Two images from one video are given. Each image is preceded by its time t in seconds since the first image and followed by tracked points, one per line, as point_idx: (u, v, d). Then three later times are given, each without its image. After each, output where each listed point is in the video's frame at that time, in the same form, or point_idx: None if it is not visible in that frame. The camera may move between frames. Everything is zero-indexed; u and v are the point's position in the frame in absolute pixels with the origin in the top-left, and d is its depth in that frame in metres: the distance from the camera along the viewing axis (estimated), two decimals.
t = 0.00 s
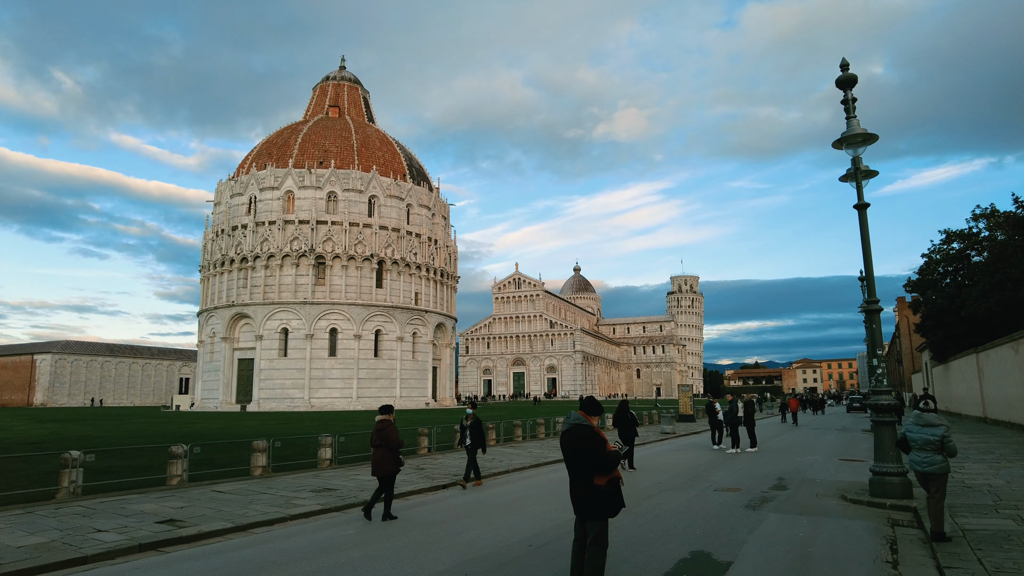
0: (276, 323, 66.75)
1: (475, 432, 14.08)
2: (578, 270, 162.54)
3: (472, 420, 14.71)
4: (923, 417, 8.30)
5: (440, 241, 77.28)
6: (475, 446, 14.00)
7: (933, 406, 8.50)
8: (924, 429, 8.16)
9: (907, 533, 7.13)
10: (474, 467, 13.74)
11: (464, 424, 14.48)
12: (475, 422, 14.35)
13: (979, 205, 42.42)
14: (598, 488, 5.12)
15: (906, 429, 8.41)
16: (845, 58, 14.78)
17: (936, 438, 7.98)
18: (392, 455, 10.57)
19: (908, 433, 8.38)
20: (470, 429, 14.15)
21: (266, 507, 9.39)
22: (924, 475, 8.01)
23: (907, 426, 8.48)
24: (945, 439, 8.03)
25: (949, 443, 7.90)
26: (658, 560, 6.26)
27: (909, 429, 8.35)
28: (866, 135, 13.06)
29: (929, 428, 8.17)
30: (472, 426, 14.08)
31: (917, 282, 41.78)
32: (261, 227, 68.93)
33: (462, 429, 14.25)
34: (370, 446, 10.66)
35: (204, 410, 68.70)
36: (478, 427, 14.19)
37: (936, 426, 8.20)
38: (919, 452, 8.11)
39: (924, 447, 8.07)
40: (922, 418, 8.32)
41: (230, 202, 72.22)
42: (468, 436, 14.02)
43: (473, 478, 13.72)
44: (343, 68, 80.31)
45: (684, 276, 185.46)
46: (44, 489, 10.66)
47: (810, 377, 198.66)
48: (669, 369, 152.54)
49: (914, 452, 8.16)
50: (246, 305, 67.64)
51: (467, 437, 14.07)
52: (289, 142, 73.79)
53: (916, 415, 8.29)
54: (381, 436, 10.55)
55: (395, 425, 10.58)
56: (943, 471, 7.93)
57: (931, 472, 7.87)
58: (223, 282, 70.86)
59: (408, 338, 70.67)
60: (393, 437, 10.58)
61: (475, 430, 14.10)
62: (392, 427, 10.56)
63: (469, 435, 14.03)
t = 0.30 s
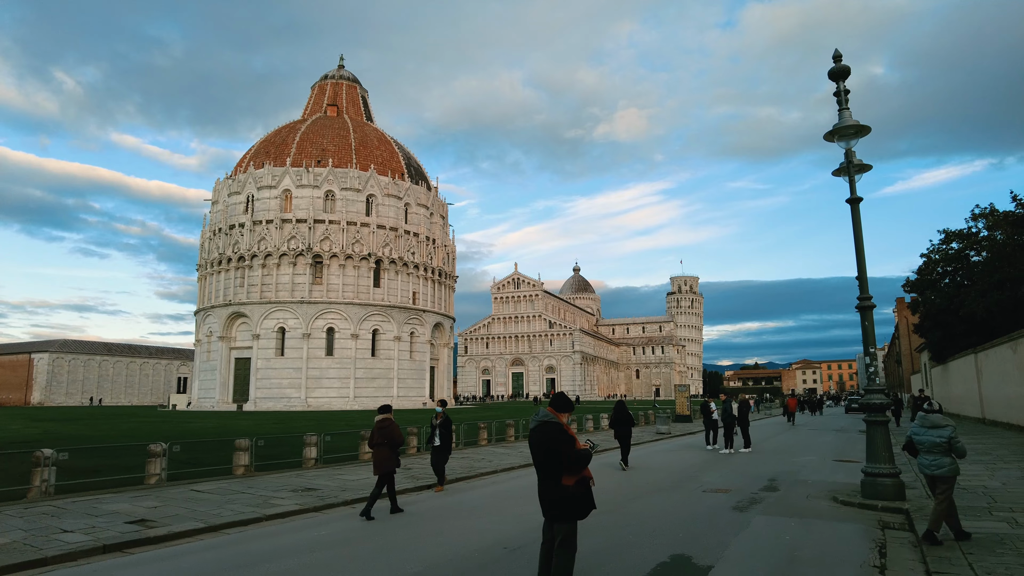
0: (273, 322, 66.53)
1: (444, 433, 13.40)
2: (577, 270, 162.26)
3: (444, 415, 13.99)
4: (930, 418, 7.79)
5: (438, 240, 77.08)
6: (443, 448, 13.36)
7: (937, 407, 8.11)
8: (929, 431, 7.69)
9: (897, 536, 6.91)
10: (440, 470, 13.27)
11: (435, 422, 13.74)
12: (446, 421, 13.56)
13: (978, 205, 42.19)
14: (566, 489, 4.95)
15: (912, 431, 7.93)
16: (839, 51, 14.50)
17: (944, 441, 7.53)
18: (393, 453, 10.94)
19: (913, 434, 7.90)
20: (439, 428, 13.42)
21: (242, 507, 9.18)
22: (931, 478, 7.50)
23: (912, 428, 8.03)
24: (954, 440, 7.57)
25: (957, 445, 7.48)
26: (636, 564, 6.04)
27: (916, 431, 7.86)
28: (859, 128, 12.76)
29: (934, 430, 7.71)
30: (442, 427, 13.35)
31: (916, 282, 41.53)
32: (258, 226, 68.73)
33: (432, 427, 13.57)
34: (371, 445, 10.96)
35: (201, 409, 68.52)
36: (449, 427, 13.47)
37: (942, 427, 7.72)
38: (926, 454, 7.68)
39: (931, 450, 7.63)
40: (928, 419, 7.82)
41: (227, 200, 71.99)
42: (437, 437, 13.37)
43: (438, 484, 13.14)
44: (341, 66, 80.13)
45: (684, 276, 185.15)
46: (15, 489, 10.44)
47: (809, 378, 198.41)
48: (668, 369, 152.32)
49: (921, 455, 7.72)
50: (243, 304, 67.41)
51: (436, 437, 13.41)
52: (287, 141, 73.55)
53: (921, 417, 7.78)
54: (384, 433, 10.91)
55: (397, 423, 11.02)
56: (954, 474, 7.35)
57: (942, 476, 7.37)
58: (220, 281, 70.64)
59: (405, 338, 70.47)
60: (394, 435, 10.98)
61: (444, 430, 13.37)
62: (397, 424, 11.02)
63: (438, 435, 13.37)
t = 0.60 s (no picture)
0: (260, 321, 65.99)
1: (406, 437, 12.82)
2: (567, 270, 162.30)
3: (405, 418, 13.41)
4: (915, 418, 7.63)
5: (427, 239, 76.68)
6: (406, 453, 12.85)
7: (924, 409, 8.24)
8: (918, 431, 7.50)
9: (876, 540, 6.74)
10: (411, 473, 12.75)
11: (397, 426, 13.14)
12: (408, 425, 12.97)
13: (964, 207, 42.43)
14: (526, 495, 4.85)
15: (899, 432, 7.75)
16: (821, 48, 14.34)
17: (932, 441, 7.33)
18: (384, 451, 11.27)
19: (901, 435, 7.72)
20: (401, 431, 12.86)
21: (209, 511, 8.94)
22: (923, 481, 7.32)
23: (900, 430, 7.82)
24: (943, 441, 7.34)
25: (946, 444, 7.27)
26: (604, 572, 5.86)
27: (904, 432, 7.66)
28: (840, 124, 12.55)
29: (922, 430, 7.53)
30: (403, 430, 12.78)
31: (902, 283, 41.82)
32: (246, 224, 68.19)
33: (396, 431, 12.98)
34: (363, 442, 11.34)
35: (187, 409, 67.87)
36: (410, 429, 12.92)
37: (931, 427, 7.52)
38: (916, 455, 7.50)
39: (922, 451, 7.36)
40: (915, 419, 7.65)
41: (214, 199, 71.34)
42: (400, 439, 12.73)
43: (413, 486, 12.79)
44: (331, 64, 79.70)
45: (674, 276, 185.59)
46: None
47: (798, 379, 199.43)
48: (658, 369, 152.62)
49: (910, 456, 7.54)
50: (229, 304, 66.84)
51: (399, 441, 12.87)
52: (275, 138, 72.98)
53: (910, 418, 7.58)
54: (372, 432, 11.20)
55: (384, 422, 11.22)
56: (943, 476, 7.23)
57: (936, 479, 7.22)
58: (207, 280, 70.01)
59: (394, 338, 70.12)
60: (383, 433, 11.24)
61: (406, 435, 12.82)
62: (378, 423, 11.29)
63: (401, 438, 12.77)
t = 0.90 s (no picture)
0: (242, 322, 65.30)
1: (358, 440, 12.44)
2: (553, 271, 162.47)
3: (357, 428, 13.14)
4: (897, 416, 7.31)
5: (411, 239, 76.32)
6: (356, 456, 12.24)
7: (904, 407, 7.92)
8: (899, 430, 7.19)
9: (844, 540, 6.67)
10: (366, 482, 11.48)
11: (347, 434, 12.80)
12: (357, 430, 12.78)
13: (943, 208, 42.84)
14: (471, 498, 4.78)
15: (878, 431, 7.42)
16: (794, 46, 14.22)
17: (914, 440, 7.08)
18: (368, 452, 11.39)
19: (879, 434, 7.39)
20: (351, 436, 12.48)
21: (169, 514, 8.69)
22: (900, 480, 7.09)
23: (878, 429, 7.49)
24: (925, 439, 7.13)
25: (928, 443, 7.05)
26: None
27: (883, 431, 7.32)
28: (811, 122, 12.42)
29: (903, 429, 7.22)
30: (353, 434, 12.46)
31: (883, 284, 42.18)
32: (228, 224, 67.47)
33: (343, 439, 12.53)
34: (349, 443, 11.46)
35: (167, 411, 66.98)
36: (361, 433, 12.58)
37: (911, 425, 7.28)
38: (897, 455, 7.18)
39: (902, 450, 7.11)
40: (895, 417, 7.33)
41: (196, 198, 70.52)
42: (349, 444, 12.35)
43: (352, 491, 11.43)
44: (314, 63, 79.16)
45: (659, 277, 186.36)
46: None
47: (782, 379, 200.80)
48: (643, 370, 153.12)
49: (890, 456, 7.22)
50: (211, 304, 66.07)
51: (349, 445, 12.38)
52: (258, 137, 72.32)
53: (890, 415, 7.28)
54: (358, 433, 11.37)
55: (371, 423, 11.42)
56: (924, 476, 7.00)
57: (915, 481, 6.97)
58: (188, 280, 69.18)
59: (378, 339, 69.70)
60: (368, 434, 11.45)
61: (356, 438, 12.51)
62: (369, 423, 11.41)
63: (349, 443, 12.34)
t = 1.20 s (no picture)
0: (234, 323, 64.96)
1: (317, 450, 10.99)
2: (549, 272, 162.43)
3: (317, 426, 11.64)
4: (890, 423, 6.92)
5: (405, 241, 76.08)
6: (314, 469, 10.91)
7: (894, 412, 7.61)
8: (893, 437, 6.81)
9: (823, 551, 6.52)
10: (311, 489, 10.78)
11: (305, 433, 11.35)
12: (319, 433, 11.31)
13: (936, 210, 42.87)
14: (423, 515, 4.78)
15: (869, 437, 7.02)
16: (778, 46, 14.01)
17: (908, 447, 6.71)
18: (361, 457, 11.04)
19: (870, 440, 7.00)
20: (311, 443, 11.00)
21: (138, 522, 8.49)
22: (892, 489, 6.71)
23: (869, 435, 7.07)
24: (918, 447, 6.76)
25: (921, 452, 6.69)
26: None
27: (876, 438, 6.93)
28: (794, 123, 12.16)
29: (897, 437, 6.84)
30: (313, 442, 10.95)
31: (875, 285, 42.23)
32: (220, 225, 67.13)
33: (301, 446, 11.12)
34: (340, 447, 11.07)
35: (159, 413, 66.57)
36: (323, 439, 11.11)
37: (905, 433, 6.89)
38: (887, 463, 6.80)
39: (894, 458, 6.72)
40: (889, 424, 6.94)
41: (188, 198, 70.18)
42: (306, 455, 10.94)
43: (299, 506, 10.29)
44: (308, 64, 78.94)
45: (654, 279, 186.45)
46: None
47: (777, 380, 201.01)
48: (638, 371, 153.08)
49: (881, 464, 6.81)
50: (203, 305, 65.71)
51: (305, 455, 10.96)
52: (250, 138, 72.04)
53: (884, 421, 6.89)
54: (356, 437, 11.08)
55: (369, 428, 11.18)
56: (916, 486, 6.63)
57: (906, 490, 6.62)
58: (180, 281, 68.80)
59: (371, 340, 69.45)
60: (365, 438, 11.15)
61: (317, 445, 11.03)
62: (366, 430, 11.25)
63: (308, 454, 10.93)
